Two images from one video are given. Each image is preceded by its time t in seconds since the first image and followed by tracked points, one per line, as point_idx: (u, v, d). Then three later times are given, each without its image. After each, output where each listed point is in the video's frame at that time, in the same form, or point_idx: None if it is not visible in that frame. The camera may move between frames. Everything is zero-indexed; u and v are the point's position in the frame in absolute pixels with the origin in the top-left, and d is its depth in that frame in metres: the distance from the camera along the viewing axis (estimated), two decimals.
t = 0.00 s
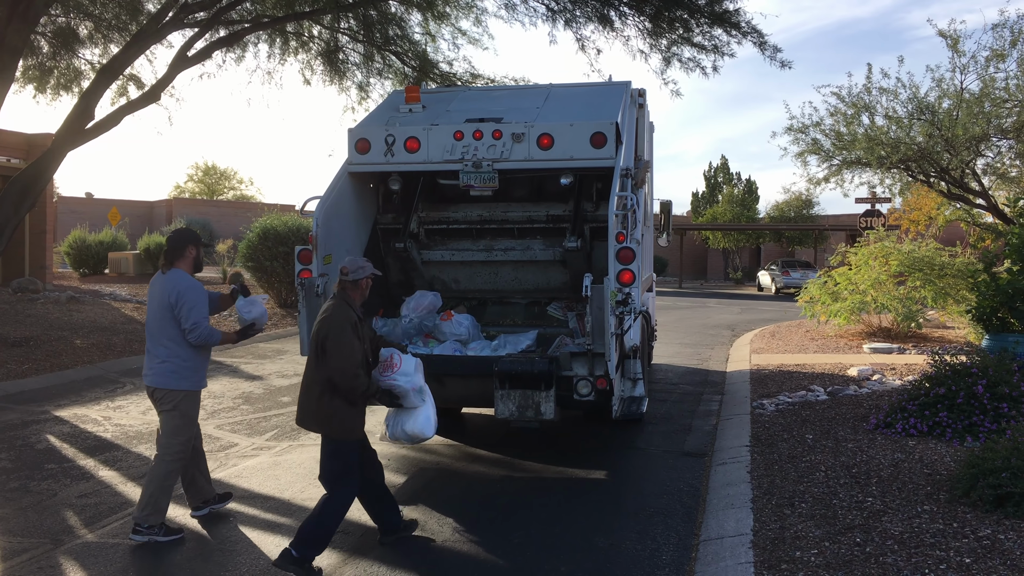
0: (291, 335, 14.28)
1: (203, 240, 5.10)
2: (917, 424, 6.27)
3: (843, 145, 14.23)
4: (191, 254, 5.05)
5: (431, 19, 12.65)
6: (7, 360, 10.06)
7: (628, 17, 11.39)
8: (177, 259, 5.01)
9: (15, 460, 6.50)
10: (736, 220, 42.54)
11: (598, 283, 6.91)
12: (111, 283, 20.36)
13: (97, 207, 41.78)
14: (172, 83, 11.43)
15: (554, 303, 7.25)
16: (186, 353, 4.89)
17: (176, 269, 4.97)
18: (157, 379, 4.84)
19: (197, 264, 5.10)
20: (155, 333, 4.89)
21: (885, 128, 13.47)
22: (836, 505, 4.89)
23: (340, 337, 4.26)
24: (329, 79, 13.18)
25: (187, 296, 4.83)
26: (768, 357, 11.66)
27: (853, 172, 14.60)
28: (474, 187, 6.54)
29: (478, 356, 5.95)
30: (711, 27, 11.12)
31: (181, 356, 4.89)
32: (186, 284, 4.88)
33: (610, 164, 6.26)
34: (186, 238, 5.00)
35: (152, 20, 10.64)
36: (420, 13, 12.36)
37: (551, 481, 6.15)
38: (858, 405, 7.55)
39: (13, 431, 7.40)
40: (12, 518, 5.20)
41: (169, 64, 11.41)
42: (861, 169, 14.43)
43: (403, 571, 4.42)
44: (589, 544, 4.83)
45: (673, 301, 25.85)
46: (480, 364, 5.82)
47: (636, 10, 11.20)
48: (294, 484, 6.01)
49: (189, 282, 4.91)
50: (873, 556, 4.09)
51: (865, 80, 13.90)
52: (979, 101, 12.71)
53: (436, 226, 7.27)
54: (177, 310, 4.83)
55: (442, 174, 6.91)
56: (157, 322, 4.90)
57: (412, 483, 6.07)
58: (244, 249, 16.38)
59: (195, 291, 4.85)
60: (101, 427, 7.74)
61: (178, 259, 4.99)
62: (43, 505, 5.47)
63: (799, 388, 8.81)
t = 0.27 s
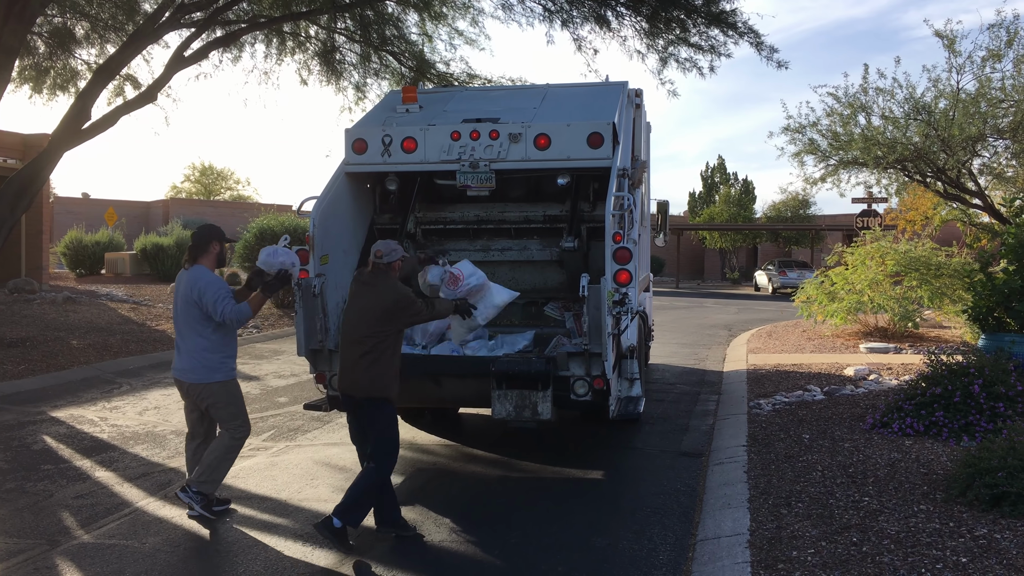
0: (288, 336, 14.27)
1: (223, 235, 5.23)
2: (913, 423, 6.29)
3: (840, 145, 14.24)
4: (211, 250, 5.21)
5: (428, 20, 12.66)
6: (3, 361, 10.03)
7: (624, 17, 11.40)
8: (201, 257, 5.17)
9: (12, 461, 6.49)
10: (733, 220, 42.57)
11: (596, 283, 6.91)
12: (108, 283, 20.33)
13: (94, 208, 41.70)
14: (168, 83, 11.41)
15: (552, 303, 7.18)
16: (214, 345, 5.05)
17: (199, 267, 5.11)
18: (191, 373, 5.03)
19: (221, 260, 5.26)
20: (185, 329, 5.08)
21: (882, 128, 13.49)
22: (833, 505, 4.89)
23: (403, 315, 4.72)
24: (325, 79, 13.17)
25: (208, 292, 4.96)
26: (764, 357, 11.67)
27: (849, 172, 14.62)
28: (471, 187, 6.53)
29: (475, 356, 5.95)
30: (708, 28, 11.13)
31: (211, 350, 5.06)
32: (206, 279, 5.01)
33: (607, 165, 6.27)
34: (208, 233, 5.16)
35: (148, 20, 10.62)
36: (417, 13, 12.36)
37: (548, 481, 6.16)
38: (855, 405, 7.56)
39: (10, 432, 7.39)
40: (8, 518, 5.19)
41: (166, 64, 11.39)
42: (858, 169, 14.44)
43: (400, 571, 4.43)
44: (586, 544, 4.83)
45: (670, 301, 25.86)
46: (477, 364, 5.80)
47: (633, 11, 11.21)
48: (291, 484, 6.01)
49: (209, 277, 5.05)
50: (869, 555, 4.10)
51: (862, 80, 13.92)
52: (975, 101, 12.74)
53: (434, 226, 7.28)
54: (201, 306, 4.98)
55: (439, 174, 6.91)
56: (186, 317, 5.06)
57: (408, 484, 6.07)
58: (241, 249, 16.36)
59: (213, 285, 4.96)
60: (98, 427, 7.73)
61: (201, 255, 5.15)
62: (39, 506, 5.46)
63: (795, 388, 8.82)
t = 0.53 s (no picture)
0: (286, 336, 14.26)
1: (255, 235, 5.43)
2: (910, 423, 6.30)
3: (837, 145, 14.26)
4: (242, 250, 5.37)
5: (425, 20, 12.66)
6: None
7: (622, 17, 11.40)
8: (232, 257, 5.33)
9: (8, 462, 6.47)
10: (730, 220, 42.60)
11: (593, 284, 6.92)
12: (105, 284, 20.31)
13: (90, 208, 41.65)
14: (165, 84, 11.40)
15: (550, 303, 7.13)
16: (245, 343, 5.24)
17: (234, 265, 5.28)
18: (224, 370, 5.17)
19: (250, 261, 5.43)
20: (216, 326, 5.22)
21: (879, 129, 13.50)
22: (830, 505, 4.90)
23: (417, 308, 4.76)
24: (323, 80, 13.16)
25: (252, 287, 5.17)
26: (762, 357, 11.68)
27: (847, 172, 14.63)
28: (469, 188, 6.53)
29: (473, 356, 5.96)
30: (705, 28, 11.14)
31: (244, 347, 5.24)
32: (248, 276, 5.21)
33: (604, 165, 6.27)
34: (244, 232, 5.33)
35: (145, 21, 10.61)
36: (414, 13, 12.36)
37: (546, 482, 6.16)
38: (852, 405, 7.58)
39: (6, 433, 7.38)
40: (5, 520, 5.18)
41: (163, 65, 11.38)
42: (855, 169, 14.46)
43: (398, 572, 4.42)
44: (584, 544, 4.83)
45: (667, 302, 25.88)
46: (476, 365, 5.80)
47: (631, 11, 11.21)
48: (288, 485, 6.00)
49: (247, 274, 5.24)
50: (867, 555, 4.10)
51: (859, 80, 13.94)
52: (972, 102, 12.78)
53: (432, 227, 7.30)
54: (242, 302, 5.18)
55: (436, 175, 6.91)
56: (220, 313, 5.21)
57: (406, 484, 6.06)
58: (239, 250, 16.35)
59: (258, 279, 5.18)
60: (95, 428, 7.71)
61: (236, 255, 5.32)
62: (36, 507, 5.45)
63: (793, 388, 8.83)
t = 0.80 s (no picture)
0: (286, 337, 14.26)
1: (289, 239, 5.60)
2: (910, 424, 6.30)
3: (836, 146, 14.26)
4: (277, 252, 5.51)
5: (425, 20, 12.66)
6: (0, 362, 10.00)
7: (622, 18, 11.41)
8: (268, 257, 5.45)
9: (9, 462, 6.48)
10: (730, 221, 42.60)
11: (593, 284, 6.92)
12: (105, 284, 20.32)
13: (91, 209, 41.66)
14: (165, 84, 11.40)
15: (549, 304, 7.19)
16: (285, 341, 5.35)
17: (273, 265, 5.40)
18: (261, 368, 5.27)
19: (286, 263, 5.57)
20: (256, 325, 5.32)
21: (879, 129, 13.49)
22: (830, 506, 4.90)
23: (422, 316, 4.79)
24: (323, 80, 13.16)
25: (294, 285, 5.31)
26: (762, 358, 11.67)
27: (847, 172, 14.63)
28: (469, 188, 6.53)
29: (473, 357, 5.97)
30: (705, 29, 11.15)
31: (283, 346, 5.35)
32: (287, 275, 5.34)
33: (604, 165, 6.27)
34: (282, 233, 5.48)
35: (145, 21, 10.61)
36: (414, 14, 12.36)
37: (546, 482, 6.16)
38: (852, 406, 7.57)
39: (7, 433, 7.38)
40: (5, 520, 5.19)
41: (163, 65, 11.38)
42: (855, 170, 14.46)
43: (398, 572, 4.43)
44: (584, 545, 4.84)
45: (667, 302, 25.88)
46: (475, 366, 5.80)
47: (630, 11, 11.21)
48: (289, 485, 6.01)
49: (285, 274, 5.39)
50: (867, 556, 4.10)
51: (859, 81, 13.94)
52: (972, 102, 12.78)
53: (432, 227, 7.30)
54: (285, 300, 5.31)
55: (436, 176, 6.91)
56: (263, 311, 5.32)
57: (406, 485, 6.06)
58: (239, 250, 16.35)
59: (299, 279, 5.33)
60: (95, 429, 7.72)
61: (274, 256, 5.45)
62: (36, 508, 5.45)
63: (793, 389, 8.83)
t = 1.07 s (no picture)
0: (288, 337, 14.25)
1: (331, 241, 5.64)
2: (912, 424, 6.30)
3: (839, 146, 14.25)
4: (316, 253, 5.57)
5: (427, 21, 12.67)
6: (3, 362, 10.02)
7: (624, 18, 11.41)
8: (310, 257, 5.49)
9: (11, 462, 6.48)
10: (732, 221, 42.60)
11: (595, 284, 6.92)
12: (108, 284, 20.36)
13: (93, 209, 41.71)
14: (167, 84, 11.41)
15: (551, 305, 7.22)
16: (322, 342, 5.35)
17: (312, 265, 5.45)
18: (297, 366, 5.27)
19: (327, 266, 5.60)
20: (293, 326, 5.35)
21: (881, 129, 13.48)
22: (832, 506, 4.89)
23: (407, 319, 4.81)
24: (325, 80, 13.17)
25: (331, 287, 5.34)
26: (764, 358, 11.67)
27: (849, 173, 14.62)
28: (471, 188, 6.53)
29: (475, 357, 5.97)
30: (707, 29, 11.14)
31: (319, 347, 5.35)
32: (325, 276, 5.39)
33: (606, 165, 6.27)
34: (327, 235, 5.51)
35: (148, 21, 10.62)
36: (416, 14, 12.37)
37: (548, 482, 6.16)
38: (854, 406, 7.56)
39: (9, 433, 7.39)
40: (7, 520, 5.19)
41: (165, 65, 11.39)
42: (857, 170, 14.44)
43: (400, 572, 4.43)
44: (585, 545, 4.84)
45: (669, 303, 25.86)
46: (477, 366, 5.81)
47: (632, 11, 11.20)
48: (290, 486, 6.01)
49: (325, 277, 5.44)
50: (869, 556, 4.10)
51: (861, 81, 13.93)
52: (975, 102, 12.77)
53: (433, 227, 7.28)
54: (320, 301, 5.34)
55: (438, 176, 6.91)
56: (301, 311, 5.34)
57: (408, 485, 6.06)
58: (241, 250, 16.37)
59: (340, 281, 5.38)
60: (97, 428, 7.72)
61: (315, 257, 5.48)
62: (38, 507, 5.46)
63: (795, 389, 8.82)
